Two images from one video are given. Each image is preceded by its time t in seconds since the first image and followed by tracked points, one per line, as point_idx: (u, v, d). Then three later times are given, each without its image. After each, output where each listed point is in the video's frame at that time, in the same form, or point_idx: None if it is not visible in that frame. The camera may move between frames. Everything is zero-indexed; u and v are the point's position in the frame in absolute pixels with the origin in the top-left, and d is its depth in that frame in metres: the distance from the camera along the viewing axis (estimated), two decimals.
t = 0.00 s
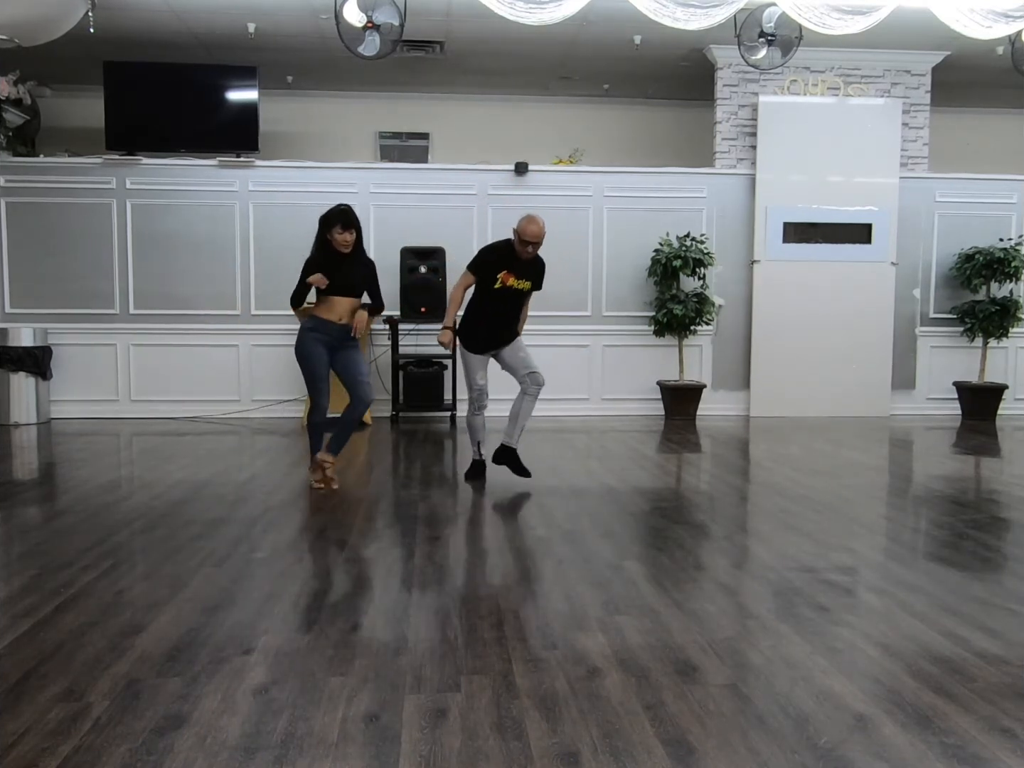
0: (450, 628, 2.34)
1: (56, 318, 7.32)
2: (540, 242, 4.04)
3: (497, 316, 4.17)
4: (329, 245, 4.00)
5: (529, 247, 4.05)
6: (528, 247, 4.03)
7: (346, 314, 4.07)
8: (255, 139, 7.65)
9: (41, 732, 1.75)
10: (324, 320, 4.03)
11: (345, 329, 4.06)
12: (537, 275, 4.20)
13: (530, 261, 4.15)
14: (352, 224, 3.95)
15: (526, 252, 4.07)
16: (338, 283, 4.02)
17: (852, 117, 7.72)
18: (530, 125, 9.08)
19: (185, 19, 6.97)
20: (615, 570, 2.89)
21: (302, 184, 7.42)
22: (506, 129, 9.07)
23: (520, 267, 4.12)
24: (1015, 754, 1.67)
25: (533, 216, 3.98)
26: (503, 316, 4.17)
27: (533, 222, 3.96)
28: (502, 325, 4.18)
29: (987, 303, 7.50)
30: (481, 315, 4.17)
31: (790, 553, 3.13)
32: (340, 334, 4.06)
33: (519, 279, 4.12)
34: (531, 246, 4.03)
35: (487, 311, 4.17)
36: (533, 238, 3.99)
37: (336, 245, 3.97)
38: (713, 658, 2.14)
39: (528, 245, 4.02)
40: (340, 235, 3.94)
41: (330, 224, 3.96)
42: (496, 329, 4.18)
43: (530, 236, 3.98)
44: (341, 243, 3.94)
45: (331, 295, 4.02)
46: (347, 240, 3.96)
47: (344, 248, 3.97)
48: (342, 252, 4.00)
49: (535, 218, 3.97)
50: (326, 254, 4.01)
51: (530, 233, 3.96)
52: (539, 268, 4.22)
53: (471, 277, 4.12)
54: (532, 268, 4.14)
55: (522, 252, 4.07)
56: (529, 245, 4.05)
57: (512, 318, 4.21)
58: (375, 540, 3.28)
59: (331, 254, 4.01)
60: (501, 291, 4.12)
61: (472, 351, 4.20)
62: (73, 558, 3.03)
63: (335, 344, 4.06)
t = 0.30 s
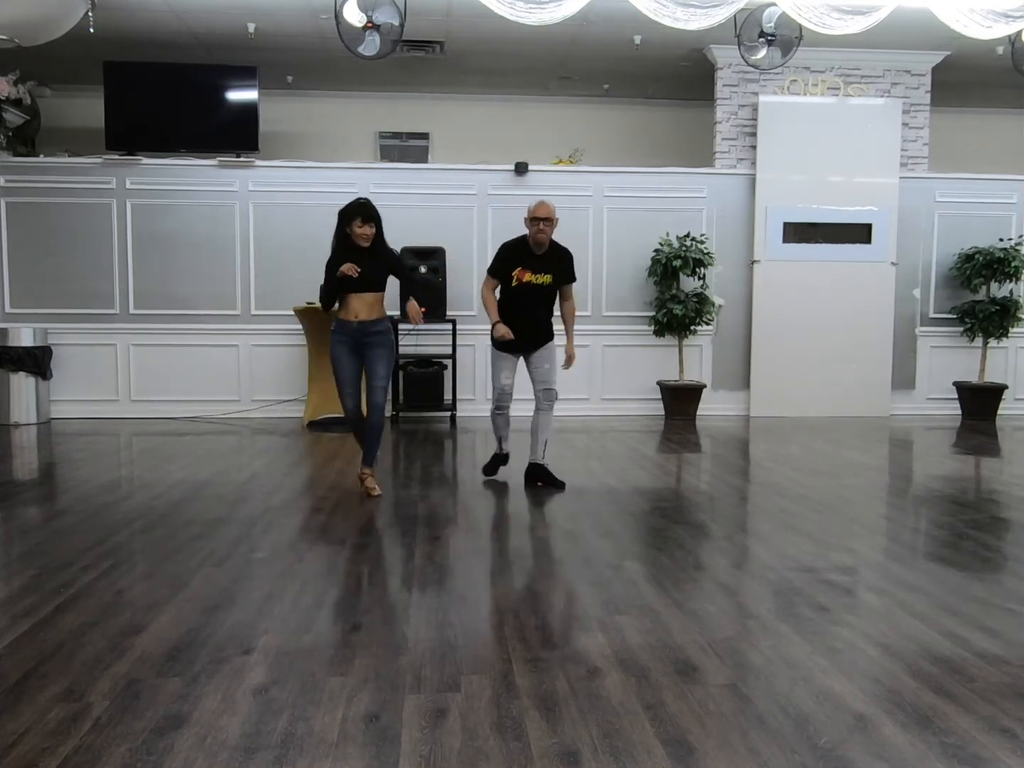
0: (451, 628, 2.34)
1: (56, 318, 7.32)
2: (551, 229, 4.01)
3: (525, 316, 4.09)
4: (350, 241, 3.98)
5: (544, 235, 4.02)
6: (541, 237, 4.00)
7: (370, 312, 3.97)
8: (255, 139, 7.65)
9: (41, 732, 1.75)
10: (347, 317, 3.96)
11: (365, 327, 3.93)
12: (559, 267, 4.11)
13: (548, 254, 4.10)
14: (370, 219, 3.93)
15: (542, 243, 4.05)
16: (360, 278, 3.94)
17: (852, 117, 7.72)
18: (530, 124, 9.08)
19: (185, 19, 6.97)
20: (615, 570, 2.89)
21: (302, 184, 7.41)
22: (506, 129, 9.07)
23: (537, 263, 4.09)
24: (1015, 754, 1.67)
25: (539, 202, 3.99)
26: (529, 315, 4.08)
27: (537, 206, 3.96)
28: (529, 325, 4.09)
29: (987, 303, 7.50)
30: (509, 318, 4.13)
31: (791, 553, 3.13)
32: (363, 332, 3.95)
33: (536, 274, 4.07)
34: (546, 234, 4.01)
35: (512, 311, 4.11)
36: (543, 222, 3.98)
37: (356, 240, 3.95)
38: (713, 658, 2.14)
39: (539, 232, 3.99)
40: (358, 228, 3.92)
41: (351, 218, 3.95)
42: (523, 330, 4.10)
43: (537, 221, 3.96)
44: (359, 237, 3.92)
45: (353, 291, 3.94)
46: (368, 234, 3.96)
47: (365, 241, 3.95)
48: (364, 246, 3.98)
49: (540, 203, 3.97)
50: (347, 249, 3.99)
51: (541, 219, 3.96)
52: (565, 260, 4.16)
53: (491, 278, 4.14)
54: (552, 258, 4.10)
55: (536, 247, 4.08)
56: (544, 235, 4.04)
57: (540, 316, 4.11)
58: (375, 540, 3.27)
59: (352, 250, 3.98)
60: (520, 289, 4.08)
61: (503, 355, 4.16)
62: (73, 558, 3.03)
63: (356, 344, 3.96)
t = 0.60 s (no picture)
0: (451, 627, 2.34)
1: (56, 318, 7.32)
2: (562, 220, 3.98)
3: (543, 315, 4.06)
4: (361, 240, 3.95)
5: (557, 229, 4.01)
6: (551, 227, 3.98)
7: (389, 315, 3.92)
8: (255, 139, 7.65)
9: (41, 732, 1.75)
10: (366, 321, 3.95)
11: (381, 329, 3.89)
12: (575, 261, 4.05)
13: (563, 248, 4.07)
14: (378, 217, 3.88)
15: (556, 235, 4.05)
16: (374, 280, 3.91)
17: (852, 117, 7.72)
18: (530, 124, 9.09)
19: (185, 19, 6.97)
20: (615, 570, 2.89)
21: (302, 184, 7.41)
22: (506, 128, 9.07)
23: (551, 259, 4.07)
24: (1015, 753, 1.67)
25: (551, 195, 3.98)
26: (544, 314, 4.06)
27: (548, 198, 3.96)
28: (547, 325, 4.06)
29: (987, 303, 7.50)
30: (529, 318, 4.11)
31: (791, 553, 3.13)
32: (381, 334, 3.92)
33: (550, 271, 4.04)
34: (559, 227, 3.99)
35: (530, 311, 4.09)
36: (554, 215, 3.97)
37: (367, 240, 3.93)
38: (713, 658, 2.14)
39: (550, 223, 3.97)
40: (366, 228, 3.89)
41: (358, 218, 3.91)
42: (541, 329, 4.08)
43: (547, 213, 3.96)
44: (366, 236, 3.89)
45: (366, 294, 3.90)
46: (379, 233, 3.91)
47: (373, 242, 3.91)
48: (374, 246, 3.95)
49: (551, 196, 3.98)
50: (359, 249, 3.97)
51: (552, 212, 3.95)
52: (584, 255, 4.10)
53: (510, 280, 4.17)
54: (568, 253, 4.05)
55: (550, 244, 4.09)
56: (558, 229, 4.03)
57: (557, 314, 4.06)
58: (375, 540, 3.27)
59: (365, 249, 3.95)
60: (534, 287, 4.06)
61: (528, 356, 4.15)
62: (73, 557, 3.03)
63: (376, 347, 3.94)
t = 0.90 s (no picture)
0: (452, 627, 2.34)
1: (56, 318, 7.32)
2: (560, 216, 3.96)
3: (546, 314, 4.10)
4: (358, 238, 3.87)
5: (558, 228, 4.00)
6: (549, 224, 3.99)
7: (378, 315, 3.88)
8: (255, 139, 7.65)
9: (41, 732, 1.75)
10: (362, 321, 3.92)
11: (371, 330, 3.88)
12: (574, 260, 4.00)
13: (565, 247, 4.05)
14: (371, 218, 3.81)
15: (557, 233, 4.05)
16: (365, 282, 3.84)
17: (852, 117, 7.72)
18: (530, 124, 9.09)
19: (185, 19, 6.97)
20: (615, 570, 2.89)
21: (301, 184, 7.41)
22: (506, 128, 9.07)
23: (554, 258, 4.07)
24: (1015, 753, 1.67)
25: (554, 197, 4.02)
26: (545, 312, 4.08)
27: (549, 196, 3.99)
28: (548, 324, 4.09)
29: (987, 303, 7.50)
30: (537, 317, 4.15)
31: (791, 553, 3.13)
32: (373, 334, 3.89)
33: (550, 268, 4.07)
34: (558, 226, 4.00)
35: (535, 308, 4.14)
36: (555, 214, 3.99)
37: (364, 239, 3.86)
38: (713, 658, 2.14)
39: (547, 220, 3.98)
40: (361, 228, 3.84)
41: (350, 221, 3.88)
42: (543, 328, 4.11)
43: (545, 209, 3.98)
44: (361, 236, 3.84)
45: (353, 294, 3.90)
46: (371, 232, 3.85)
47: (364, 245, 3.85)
48: (369, 246, 3.87)
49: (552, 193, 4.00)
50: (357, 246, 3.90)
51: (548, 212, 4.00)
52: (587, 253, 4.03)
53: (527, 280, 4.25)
54: (568, 250, 4.02)
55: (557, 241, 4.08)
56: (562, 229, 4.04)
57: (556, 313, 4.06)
58: (375, 540, 3.27)
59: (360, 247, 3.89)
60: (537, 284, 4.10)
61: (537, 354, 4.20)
62: (73, 557, 3.02)
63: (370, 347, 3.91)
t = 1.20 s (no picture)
0: (451, 627, 2.34)
1: (56, 319, 7.32)
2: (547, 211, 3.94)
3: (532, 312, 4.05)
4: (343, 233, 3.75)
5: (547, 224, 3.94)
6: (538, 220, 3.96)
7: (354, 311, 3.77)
8: (254, 139, 7.65)
9: (41, 732, 1.75)
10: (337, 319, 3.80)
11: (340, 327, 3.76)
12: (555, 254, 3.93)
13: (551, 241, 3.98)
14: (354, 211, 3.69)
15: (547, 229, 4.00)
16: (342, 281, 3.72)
17: (852, 117, 7.72)
18: (530, 124, 9.08)
19: (185, 19, 6.97)
20: (615, 570, 2.89)
21: (301, 184, 7.41)
22: (506, 128, 9.06)
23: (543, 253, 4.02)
24: (1015, 753, 1.67)
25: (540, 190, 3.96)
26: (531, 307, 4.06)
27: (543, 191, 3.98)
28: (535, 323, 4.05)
29: (987, 303, 7.50)
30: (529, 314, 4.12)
31: (791, 553, 3.13)
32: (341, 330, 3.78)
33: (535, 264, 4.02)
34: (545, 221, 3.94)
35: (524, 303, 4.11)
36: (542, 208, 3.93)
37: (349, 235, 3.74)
38: (714, 658, 2.14)
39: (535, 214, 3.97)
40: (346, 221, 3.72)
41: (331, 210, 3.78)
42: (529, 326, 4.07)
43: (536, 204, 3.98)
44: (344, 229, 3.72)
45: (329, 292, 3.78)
46: (354, 226, 3.70)
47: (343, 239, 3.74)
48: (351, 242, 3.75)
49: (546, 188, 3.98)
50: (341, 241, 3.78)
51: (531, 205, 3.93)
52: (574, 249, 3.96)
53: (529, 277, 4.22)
54: (553, 245, 3.94)
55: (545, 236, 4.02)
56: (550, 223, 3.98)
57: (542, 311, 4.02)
58: (375, 540, 3.27)
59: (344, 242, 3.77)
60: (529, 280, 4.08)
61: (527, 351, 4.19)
62: (73, 558, 3.02)
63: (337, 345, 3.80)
